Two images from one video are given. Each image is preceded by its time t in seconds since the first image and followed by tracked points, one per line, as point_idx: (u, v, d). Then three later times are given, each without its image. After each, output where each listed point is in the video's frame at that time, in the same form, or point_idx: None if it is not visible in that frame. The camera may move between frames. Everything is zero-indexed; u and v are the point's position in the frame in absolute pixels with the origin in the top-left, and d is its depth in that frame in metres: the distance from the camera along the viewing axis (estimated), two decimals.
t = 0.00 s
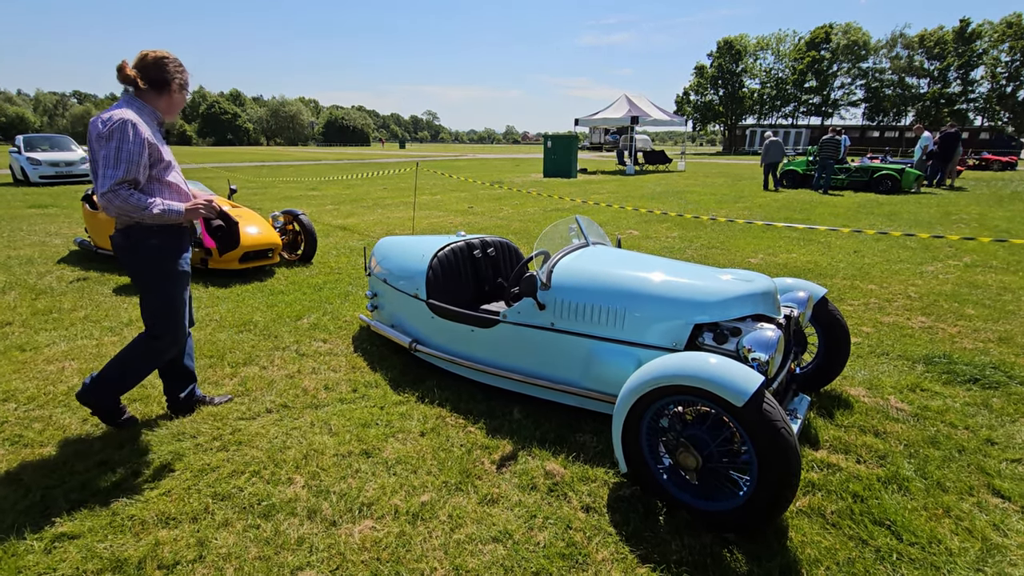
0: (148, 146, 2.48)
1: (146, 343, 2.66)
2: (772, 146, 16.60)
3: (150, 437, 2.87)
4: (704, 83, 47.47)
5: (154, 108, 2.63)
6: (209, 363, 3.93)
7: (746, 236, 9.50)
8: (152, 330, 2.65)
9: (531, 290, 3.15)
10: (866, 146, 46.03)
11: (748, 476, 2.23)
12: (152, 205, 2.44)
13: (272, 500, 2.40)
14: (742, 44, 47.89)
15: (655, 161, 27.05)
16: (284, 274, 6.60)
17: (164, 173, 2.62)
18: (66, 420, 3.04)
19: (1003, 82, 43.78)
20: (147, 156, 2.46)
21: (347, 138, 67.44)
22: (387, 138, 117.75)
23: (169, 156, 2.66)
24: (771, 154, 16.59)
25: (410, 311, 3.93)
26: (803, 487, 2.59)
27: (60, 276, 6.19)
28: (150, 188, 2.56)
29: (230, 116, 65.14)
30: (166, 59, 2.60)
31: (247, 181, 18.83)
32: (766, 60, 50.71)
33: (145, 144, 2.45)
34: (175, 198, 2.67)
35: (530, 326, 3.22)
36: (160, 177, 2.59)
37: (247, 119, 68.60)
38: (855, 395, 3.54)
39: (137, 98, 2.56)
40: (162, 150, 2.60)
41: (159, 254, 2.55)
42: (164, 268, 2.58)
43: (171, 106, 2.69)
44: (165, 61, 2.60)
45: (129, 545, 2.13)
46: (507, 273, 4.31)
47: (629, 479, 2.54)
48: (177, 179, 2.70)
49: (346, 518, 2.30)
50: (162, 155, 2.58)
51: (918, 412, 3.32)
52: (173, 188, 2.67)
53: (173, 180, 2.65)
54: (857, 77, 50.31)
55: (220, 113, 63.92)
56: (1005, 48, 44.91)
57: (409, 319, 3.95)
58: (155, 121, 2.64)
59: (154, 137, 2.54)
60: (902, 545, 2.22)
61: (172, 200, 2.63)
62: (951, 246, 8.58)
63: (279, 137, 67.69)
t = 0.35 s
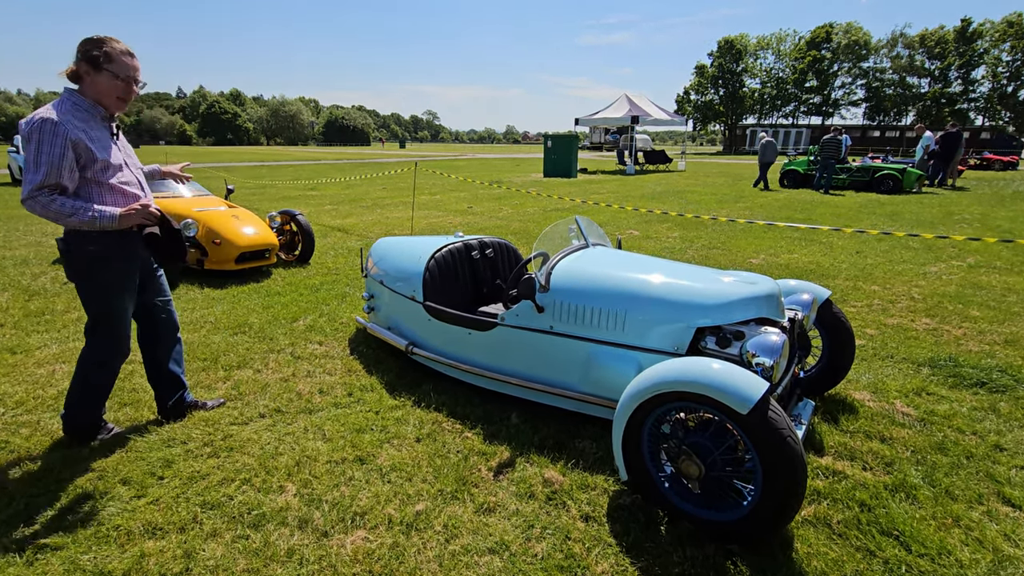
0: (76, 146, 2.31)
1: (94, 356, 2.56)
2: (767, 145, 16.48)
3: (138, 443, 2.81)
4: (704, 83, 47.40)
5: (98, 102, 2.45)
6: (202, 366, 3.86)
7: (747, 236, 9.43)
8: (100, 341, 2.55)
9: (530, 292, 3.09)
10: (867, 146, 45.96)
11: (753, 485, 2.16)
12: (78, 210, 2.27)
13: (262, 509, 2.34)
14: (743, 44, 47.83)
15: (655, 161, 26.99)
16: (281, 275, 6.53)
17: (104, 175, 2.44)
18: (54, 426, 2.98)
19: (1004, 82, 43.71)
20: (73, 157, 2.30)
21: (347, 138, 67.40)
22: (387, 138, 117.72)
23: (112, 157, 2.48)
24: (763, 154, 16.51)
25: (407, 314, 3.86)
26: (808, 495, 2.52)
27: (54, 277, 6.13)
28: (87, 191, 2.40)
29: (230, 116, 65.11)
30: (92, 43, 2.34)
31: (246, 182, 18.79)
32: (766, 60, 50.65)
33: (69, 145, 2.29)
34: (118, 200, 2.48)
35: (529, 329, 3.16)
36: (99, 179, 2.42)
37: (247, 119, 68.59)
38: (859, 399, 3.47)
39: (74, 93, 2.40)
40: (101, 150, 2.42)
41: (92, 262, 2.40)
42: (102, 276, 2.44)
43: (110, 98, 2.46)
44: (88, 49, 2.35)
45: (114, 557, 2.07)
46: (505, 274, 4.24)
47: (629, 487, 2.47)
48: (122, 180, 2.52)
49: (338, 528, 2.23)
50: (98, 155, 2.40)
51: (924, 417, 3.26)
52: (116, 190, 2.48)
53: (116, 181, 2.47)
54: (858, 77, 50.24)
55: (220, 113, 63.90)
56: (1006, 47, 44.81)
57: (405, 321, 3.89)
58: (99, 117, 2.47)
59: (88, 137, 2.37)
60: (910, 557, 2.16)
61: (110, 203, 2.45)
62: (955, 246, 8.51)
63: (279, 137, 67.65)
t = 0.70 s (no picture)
0: (13, 157, 2.28)
1: (56, 368, 2.52)
2: (758, 145, 16.40)
3: (124, 451, 2.75)
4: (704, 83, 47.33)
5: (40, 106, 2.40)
6: (193, 370, 3.79)
7: (748, 238, 9.37)
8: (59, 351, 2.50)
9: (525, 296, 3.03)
10: (867, 146, 45.89)
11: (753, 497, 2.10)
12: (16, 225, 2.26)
13: (249, 521, 2.27)
14: (743, 44, 47.78)
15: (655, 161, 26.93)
16: (276, 277, 6.47)
17: (44, 185, 2.43)
18: (38, 433, 2.91)
19: (1004, 83, 43.65)
20: (10, 169, 2.27)
21: (347, 138, 67.37)
22: (387, 139, 117.79)
23: (54, 166, 2.45)
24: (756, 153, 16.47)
25: (401, 317, 3.80)
26: (810, 506, 2.46)
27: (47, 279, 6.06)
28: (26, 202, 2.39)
29: (230, 116, 65.08)
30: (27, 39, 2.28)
31: (245, 182, 18.73)
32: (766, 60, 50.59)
33: (5, 156, 2.25)
34: (59, 211, 2.48)
35: (525, 334, 3.09)
36: (38, 189, 2.40)
37: (247, 119, 68.53)
38: (862, 404, 3.41)
39: (14, 95, 2.35)
40: (41, 158, 2.39)
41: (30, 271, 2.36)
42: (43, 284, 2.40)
43: (48, 100, 2.38)
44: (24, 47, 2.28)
45: (93, 572, 2.00)
46: (501, 277, 4.18)
47: (626, 497, 2.41)
48: (63, 189, 2.49)
49: (325, 541, 2.17)
50: (38, 164, 2.38)
51: (928, 423, 3.19)
52: (59, 200, 2.48)
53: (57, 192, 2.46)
54: (858, 77, 50.18)
55: (220, 113, 63.86)
56: (1007, 48, 44.74)
57: (400, 325, 3.82)
58: (41, 121, 2.42)
59: (27, 146, 2.34)
60: (916, 571, 2.09)
61: (49, 215, 2.44)
62: (957, 248, 8.45)
63: (279, 137, 67.61)
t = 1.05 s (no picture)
0: None
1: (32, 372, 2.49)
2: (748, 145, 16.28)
3: (111, 459, 2.68)
4: (704, 84, 47.28)
5: None
6: (185, 374, 3.72)
7: (749, 239, 9.30)
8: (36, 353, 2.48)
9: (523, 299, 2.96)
10: (867, 147, 45.83)
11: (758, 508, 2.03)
12: None
13: (237, 532, 2.20)
14: (743, 44, 47.71)
15: (655, 161, 26.87)
16: (273, 279, 6.40)
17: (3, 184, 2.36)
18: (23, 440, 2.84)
19: (1005, 83, 43.60)
20: None
21: (347, 138, 67.34)
22: (387, 139, 117.77)
23: (12, 165, 2.39)
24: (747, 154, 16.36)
25: (397, 321, 3.73)
26: (815, 516, 2.39)
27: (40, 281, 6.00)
28: None
29: (230, 117, 65.06)
30: None
31: (243, 183, 18.67)
32: (766, 60, 50.57)
33: None
34: (17, 211, 2.41)
35: (523, 338, 3.02)
36: None
37: (247, 120, 68.51)
38: (867, 410, 3.34)
39: None
40: None
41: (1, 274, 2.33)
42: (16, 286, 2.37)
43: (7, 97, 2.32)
44: None
45: None
46: (499, 280, 4.12)
47: (626, 507, 2.34)
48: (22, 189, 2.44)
49: (315, 554, 2.10)
50: None
51: (934, 429, 3.12)
52: (18, 200, 2.42)
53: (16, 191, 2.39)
54: (858, 77, 50.14)
55: (220, 113, 63.84)
56: (1007, 48, 44.69)
57: (396, 329, 3.76)
58: None
59: None
60: None
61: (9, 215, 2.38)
62: (959, 249, 8.39)
63: (279, 138, 67.53)
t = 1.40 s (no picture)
0: None
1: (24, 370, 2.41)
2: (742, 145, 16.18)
3: (105, 471, 2.59)
4: (705, 83, 47.21)
5: None
6: (183, 381, 3.63)
7: (752, 240, 9.23)
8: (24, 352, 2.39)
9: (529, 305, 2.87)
10: (868, 147, 45.76)
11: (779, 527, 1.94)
12: None
13: (235, 550, 2.11)
14: (743, 44, 47.63)
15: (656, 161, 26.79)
16: (273, 281, 6.32)
17: None
18: (14, 451, 2.74)
19: (1005, 83, 43.52)
20: None
21: (347, 138, 67.26)
22: (387, 139, 117.73)
23: None
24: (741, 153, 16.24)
25: (399, 326, 3.65)
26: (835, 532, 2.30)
27: (37, 284, 5.91)
28: None
29: (229, 117, 64.96)
30: None
31: (243, 183, 18.59)
32: (767, 60, 50.52)
33: None
34: None
35: (530, 345, 2.93)
36: None
37: (247, 120, 68.42)
38: (882, 418, 3.25)
39: None
40: None
41: None
42: None
43: None
44: None
45: None
46: (503, 283, 4.03)
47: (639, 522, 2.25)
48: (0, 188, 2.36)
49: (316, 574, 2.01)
50: None
51: (953, 438, 3.03)
52: None
53: None
54: (858, 77, 50.07)
55: (219, 113, 63.75)
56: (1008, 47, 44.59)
57: (398, 334, 3.68)
58: None
59: None
60: None
61: None
62: (966, 250, 8.30)
63: (278, 137, 67.41)
